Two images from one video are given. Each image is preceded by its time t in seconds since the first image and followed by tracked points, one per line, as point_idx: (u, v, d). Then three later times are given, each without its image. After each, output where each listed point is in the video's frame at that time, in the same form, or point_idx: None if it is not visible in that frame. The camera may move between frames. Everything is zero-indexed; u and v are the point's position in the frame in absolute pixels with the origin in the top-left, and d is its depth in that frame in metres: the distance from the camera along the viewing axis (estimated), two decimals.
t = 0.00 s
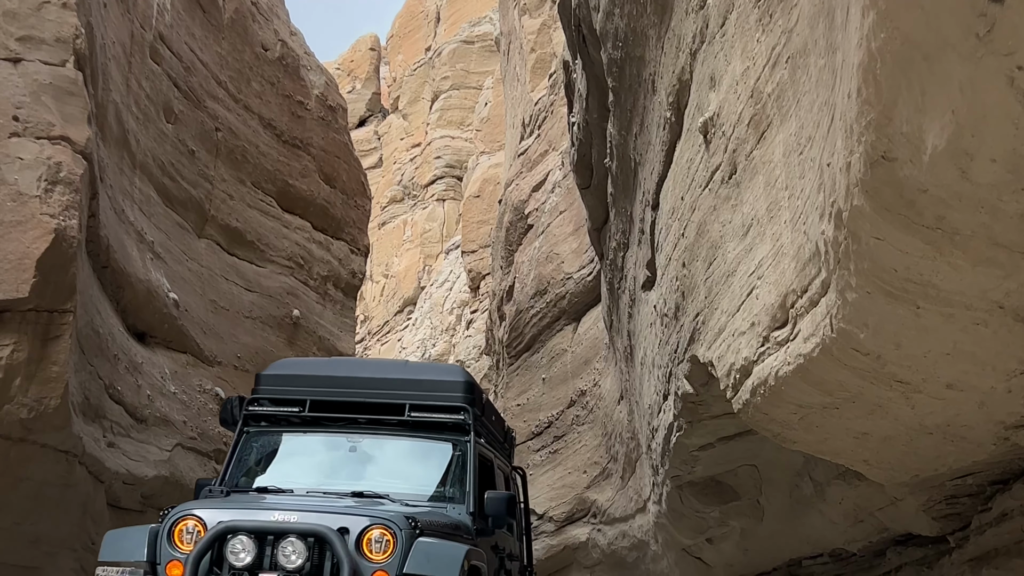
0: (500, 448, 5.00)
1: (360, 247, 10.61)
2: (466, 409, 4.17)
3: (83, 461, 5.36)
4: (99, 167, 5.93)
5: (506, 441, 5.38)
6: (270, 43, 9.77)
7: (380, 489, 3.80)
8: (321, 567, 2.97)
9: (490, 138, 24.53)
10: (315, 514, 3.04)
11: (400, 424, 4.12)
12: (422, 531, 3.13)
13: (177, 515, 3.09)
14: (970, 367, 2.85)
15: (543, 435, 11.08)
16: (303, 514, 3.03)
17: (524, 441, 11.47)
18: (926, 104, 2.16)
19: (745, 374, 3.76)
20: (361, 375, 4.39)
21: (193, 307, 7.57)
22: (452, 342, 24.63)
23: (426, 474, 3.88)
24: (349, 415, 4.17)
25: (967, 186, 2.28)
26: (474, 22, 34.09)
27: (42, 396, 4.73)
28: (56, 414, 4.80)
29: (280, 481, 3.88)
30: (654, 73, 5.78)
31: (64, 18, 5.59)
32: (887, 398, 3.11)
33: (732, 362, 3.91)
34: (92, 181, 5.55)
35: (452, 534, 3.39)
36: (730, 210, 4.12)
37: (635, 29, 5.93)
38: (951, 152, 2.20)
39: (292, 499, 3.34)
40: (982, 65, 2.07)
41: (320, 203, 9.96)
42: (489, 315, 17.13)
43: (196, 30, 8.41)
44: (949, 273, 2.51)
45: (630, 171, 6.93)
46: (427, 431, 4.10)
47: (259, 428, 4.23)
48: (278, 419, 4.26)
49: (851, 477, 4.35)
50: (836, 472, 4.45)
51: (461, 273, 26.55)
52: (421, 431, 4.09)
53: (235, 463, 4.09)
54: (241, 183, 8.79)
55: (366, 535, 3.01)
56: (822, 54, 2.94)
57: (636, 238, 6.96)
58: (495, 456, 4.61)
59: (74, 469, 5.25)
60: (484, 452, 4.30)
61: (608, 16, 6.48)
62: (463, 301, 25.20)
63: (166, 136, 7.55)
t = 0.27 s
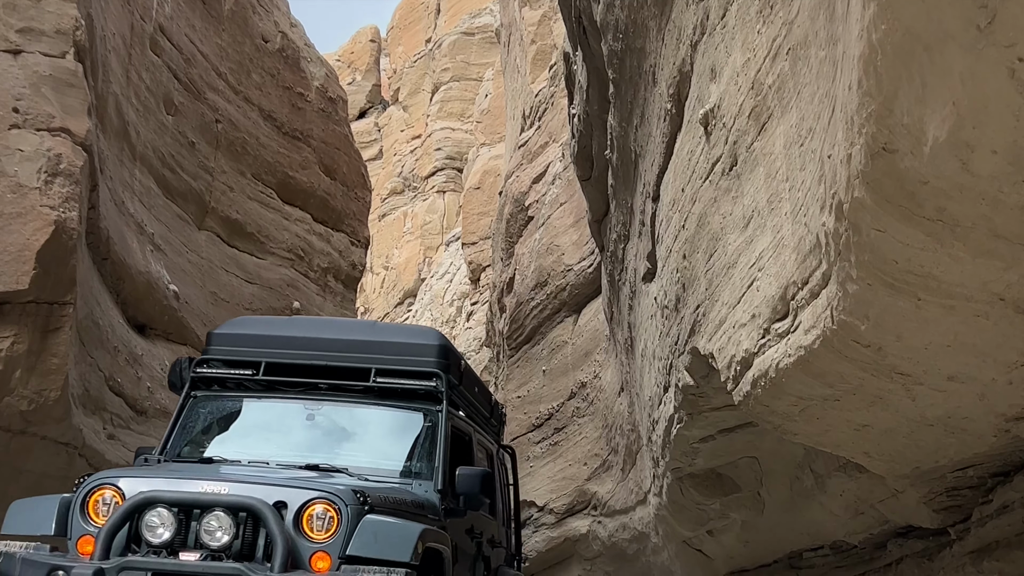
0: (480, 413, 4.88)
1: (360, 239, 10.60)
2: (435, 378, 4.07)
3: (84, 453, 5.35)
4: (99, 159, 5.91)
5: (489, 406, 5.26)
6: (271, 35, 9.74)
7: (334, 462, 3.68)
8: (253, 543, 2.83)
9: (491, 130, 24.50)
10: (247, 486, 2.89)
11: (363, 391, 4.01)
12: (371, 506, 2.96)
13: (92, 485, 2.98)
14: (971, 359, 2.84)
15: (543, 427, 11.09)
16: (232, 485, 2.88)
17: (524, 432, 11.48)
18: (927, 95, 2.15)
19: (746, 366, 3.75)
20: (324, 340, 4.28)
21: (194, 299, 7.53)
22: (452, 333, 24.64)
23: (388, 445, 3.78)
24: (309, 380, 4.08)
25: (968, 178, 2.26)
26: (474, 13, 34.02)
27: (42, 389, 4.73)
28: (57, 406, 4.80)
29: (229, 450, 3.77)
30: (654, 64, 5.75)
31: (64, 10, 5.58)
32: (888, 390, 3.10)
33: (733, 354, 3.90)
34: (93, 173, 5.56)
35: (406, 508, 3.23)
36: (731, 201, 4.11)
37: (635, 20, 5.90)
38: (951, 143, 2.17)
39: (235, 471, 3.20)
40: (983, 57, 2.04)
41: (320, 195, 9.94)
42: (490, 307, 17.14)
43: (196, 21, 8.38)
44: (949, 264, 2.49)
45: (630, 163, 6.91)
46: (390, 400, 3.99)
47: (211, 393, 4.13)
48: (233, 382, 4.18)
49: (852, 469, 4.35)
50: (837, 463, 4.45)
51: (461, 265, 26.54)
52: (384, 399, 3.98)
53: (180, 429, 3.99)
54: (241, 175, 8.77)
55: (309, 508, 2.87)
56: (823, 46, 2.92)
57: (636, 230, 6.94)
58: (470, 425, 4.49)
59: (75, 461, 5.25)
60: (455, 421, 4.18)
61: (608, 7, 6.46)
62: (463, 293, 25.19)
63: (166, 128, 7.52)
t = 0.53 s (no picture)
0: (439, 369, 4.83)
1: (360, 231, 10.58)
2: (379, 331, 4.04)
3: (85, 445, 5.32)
4: (99, 151, 5.90)
5: (453, 362, 5.23)
6: (271, 27, 9.71)
7: (265, 428, 3.63)
8: (156, 525, 2.79)
9: (491, 122, 24.45)
10: (146, 460, 2.89)
11: (304, 349, 3.98)
12: (294, 479, 2.99)
13: None
14: (972, 351, 2.82)
15: (543, 419, 11.09)
16: (128, 459, 2.88)
17: (524, 425, 11.50)
18: (928, 87, 2.14)
19: (747, 358, 3.74)
20: (260, 293, 4.21)
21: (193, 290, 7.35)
22: (453, 325, 24.64)
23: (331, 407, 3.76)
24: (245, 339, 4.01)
25: (969, 170, 2.24)
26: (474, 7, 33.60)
27: (42, 380, 4.89)
28: (56, 398, 4.94)
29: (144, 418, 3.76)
30: (655, 56, 5.74)
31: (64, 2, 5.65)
32: (888, 382, 3.08)
33: (733, 346, 3.89)
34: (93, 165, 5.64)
35: (351, 485, 3.27)
36: (731, 193, 4.10)
37: (636, 12, 5.88)
38: (952, 135, 2.16)
39: (147, 440, 3.18)
40: (984, 49, 2.03)
41: (320, 186, 9.91)
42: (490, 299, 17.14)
43: (196, 13, 8.35)
44: (950, 256, 2.48)
45: (630, 155, 6.89)
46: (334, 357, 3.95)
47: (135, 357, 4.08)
48: (159, 344, 4.10)
49: (852, 461, 4.35)
50: (838, 456, 4.45)
51: (461, 257, 26.52)
52: (327, 356, 3.95)
53: (98, 397, 3.96)
54: (242, 167, 8.74)
55: (221, 482, 2.87)
56: (824, 37, 2.91)
57: (636, 223, 6.93)
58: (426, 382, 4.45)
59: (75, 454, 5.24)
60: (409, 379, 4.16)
61: None
62: (463, 285, 25.18)
63: (166, 119, 7.50)
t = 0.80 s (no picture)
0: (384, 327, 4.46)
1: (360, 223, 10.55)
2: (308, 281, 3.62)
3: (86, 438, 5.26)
4: (99, 143, 5.88)
5: (401, 324, 4.86)
6: (270, 18, 9.68)
7: (166, 389, 3.24)
8: (5, 501, 2.41)
9: (491, 113, 24.40)
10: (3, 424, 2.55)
11: (222, 301, 3.59)
12: (175, 443, 2.60)
13: None
14: (972, 342, 2.81)
15: (542, 411, 11.10)
16: None
17: (524, 417, 11.50)
18: (928, 79, 2.12)
19: (747, 349, 3.73)
20: (178, 238, 3.82)
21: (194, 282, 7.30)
22: (453, 318, 24.61)
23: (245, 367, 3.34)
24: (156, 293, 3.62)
25: (970, 161, 2.22)
26: None
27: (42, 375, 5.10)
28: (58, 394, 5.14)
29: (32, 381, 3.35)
30: (655, 47, 5.71)
31: None
32: (889, 374, 3.07)
33: (733, 338, 3.88)
34: (93, 157, 5.66)
35: (256, 451, 2.89)
36: (731, 185, 4.09)
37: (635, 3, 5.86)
38: (953, 128, 2.14)
39: (20, 398, 2.81)
40: (984, 41, 2.01)
41: (320, 178, 9.87)
42: (490, 291, 17.14)
43: (196, 5, 8.31)
44: (951, 249, 2.47)
45: (630, 147, 6.87)
46: (256, 310, 3.57)
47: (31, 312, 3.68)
48: (66, 299, 3.73)
49: (852, 453, 4.36)
50: (839, 448, 4.46)
51: (461, 248, 26.50)
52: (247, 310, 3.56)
53: None
54: (242, 159, 8.70)
55: (87, 447, 2.49)
56: (824, 29, 2.89)
57: (636, 214, 6.92)
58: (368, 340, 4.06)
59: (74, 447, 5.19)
60: (345, 336, 3.76)
61: None
62: (463, 277, 25.17)
63: (166, 111, 7.46)
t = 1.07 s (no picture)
0: (327, 271, 3.63)
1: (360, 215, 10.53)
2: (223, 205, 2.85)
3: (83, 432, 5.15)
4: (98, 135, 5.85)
5: (352, 271, 4.01)
6: (270, 10, 9.64)
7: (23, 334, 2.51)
8: None
9: (491, 105, 24.36)
10: None
11: (115, 229, 2.85)
12: None
13: None
14: (972, 335, 2.80)
15: (543, 403, 11.09)
16: None
17: (524, 409, 11.49)
18: (929, 71, 2.11)
19: (747, 341, 3.73)
20: (58, 158, 3.00)
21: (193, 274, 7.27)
22: (454, 310, 24.58)
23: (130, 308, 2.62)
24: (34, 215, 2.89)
25: (970, 153, 2.21)
26: None
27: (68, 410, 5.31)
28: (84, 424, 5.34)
29: None
30: (655, 39, 5.69)
31: None
32: (890, 366, 3.06)
33: (734, 330, 3.87)
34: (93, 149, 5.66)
35: (121, 398, 2.20)
36: (731, 177, 4.07)
37: None
38: (953, 120, 2.13)
39: None
40: (985, 33, 1.98)
41: (320, 170, 9.83)
42: (489, 283, 17.13)
43: None
44: (952, 240, 2.45)
45: (631, 139, 6.86)
46: (154, 241, 2.83)
47: None
48: None
49: (852, 445, 4.38)
50: (839, 440, 4.48)
51: (461, 241, 26.48)
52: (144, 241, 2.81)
53: None
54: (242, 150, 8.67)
55: None
56: (824, 21, 2.87)
57: (636, 206, 6.90)
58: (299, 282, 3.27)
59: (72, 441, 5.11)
60: (270, 278, 3.01)
61: None
62: (463, 269, 25.15)
63: (166, 103, 7.41)
